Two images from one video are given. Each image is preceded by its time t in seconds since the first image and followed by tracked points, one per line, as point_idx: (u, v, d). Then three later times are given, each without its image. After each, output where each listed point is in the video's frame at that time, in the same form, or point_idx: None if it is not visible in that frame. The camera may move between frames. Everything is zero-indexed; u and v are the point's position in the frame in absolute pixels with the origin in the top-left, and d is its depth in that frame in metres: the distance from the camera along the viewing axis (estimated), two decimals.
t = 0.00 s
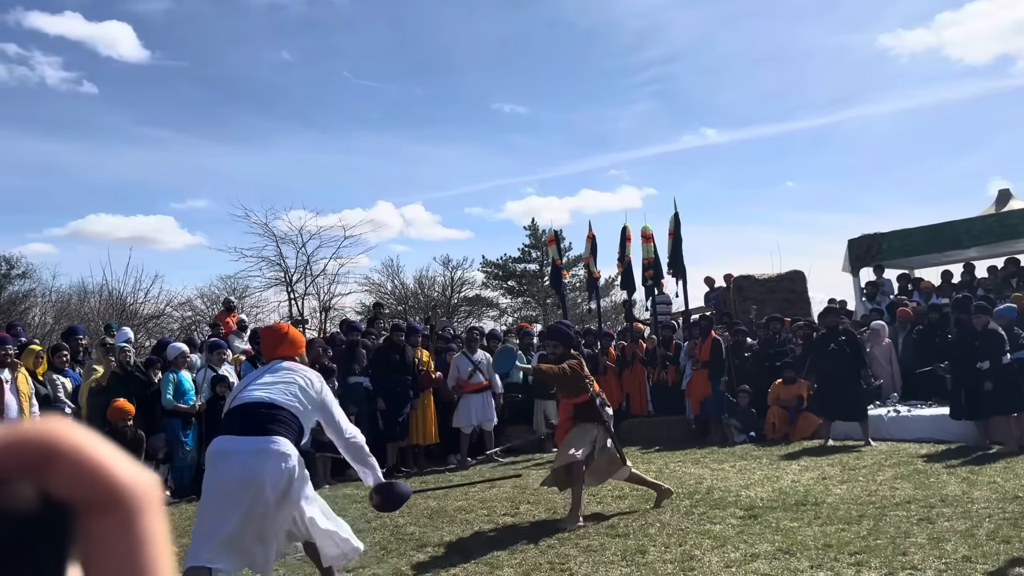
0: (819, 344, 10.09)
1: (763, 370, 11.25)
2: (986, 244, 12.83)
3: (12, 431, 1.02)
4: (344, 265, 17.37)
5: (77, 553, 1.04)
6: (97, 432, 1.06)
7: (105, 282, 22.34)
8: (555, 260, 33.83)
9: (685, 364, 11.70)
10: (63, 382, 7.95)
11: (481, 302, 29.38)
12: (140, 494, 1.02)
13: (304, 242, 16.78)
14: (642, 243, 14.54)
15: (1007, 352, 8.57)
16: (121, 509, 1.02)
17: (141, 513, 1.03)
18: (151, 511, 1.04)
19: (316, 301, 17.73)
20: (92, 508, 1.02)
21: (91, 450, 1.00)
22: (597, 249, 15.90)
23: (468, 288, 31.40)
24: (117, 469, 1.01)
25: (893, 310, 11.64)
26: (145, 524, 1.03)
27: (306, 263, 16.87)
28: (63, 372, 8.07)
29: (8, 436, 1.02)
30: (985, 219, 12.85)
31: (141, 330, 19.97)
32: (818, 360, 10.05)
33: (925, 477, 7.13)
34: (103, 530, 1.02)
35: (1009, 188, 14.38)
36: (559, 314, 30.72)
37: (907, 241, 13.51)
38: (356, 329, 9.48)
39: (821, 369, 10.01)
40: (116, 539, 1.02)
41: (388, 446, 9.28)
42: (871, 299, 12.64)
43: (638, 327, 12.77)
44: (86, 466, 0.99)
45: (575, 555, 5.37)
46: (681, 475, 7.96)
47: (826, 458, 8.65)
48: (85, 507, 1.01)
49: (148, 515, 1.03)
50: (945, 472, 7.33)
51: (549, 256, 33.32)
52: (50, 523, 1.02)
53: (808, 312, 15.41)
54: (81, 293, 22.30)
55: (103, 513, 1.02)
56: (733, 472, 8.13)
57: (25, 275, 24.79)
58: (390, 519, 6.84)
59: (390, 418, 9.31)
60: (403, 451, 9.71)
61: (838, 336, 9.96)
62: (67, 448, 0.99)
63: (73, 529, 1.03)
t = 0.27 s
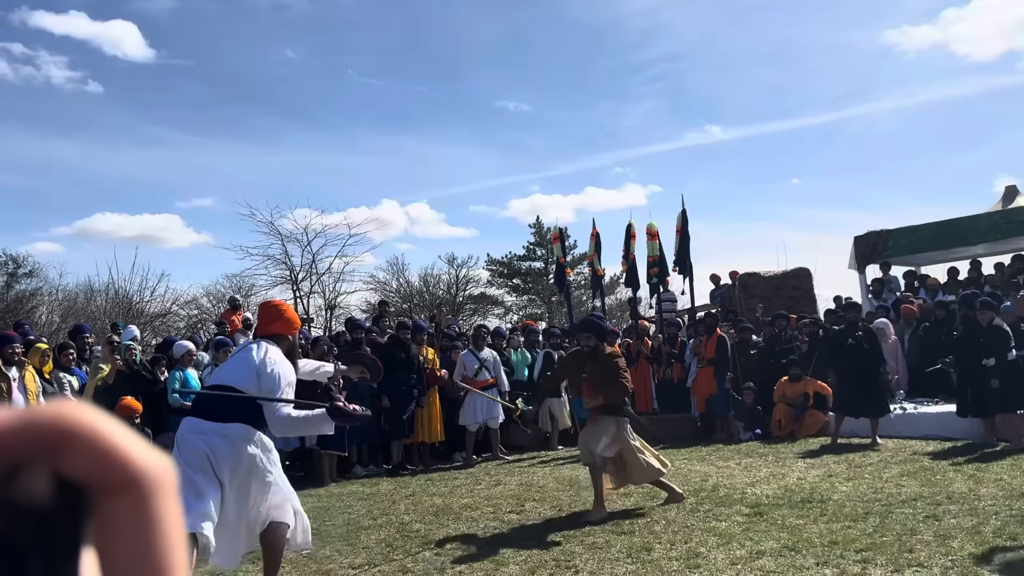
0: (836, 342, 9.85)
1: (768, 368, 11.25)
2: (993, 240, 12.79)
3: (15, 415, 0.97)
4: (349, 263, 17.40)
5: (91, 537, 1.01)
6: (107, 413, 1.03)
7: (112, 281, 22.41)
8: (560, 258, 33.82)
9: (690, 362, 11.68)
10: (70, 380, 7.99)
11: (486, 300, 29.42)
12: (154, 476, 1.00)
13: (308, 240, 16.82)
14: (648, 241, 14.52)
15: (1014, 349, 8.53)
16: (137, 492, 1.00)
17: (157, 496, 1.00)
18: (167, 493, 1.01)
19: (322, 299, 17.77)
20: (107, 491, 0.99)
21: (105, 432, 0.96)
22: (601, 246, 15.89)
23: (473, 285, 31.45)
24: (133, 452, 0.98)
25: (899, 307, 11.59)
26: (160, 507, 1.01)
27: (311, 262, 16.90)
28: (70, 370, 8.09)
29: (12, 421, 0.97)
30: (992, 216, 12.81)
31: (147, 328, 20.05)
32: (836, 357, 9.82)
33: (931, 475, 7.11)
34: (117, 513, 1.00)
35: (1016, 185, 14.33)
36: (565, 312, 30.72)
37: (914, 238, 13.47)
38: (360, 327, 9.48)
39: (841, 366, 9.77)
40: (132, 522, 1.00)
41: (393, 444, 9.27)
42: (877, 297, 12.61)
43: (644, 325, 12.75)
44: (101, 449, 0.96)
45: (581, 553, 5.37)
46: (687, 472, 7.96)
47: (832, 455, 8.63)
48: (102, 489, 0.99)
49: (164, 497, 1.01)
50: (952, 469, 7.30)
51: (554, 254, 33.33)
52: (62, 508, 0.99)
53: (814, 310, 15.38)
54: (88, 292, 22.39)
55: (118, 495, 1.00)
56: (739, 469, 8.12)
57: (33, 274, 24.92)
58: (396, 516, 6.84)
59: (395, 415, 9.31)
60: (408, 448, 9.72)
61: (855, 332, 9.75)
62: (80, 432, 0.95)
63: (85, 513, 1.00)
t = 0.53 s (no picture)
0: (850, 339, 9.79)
1: (775, 367, 11.22)
2: (1000, 237, 12.75)
3: (35, 425, 0.99)
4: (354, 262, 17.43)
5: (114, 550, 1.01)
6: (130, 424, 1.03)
7: (117, 280, 22.49)
8: (564, 256, 33.81)
9: (695, 360, 11.66)
10: (76, 379, 8.01)
11: (491, 299, 29.41)
12: (174, 490, 1.00)
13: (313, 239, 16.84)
14: (653, 239, 14.50)
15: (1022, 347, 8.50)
16: (158, 504, 1.00)
17: (178, 510, 1.00)
18: (186, 507, 1.01)
19: (326, 298, 17.80)
20: (126, 504, 0.99)
21: (122, 443, 0.96)
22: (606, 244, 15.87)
23: (478, 284, 31.45)
24: (151, 463, 0.98)
25: (904, 304, 11.53)
26: (181, 521, 1.00)
27: (316, 260, 16.92)
28: (76, 369, 8.11)
29: (33, 430, 0.98)
30: (998, 213, 12.77)
31: (152, 327, 20.10)
32: (851, 355, 9.76)
33: (938, 473, 7.09)
34: (138, 525, 1.00)
35: (1022, 182, 14.28)
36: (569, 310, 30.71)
37: (919, 235, 13.43)
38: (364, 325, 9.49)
39: (856, 363, 9.70)
40: (150, 535, 1.00)
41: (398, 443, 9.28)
42: (882, 295, 12.59)
43: (648, 323, 12.74)
44: (119, 461, 0.96)
45: (587, 551, 5.37)
46: (692, 470, 7.95)
47: (838, 454, 8.61)
48: (122, 501, 0.99)
49: (184, 512, 1.01)
50: (958, 467, 7.28)
51: (559, 252, 33.30)
52: (82, 517, 1.00)
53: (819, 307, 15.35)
54: (93, 291, 22.46)
55: (140, 508, 1.00)
56: (745, 467, 8.11)
57: (39, 273, 24.99)
58: (401, 515, 6.84)
59: (400, 415, 9.30)
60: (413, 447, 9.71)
61: (869, 329, 9.73)
62: (98, 444, 0.95)
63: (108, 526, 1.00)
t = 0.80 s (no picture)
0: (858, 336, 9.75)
1: (779, 365, 11.24)
2: (1005, 234, 12.70)
3: (68, 422, 1.07)
4: (358, 261, 17.44)
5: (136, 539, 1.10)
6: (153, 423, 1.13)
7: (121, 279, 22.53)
8: (568, 255, 33.76)
9: (699, 358, 11.64)
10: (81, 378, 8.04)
11: (495, 297, 29.37)
12: (198, 482, 1.10)
13: (317, 238, 16.86)
14: (656, 237, 14.49)
15: None
16: (182, 496, 1.10)
17: (200, 501, 1.11)
18: (209, 499, 1.12)
19: (330, 297, 17.82)
20: (152, 497, 1.09)
21: (148, 443, 1.06)
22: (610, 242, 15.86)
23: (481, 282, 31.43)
24: (176, 459, 1.08)
25: (908, 302, 11.49)
26: (204, 511, 1.11)
27: (320, 259, 16.94)
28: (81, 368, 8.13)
29: (66, 426, 1.06)
30: (1003, 210, 12.73)
31: (157, 326, 20.12)
32: (859, 354, 9.73)
33: (943, 470, 7.07)
34: (163, 516, 1.10)
35: None
36: (573, 308, 30.68)
37: (924, 233, 13.39)
38: (367, 324, 9.50)
39: (861, 360, 9.70)
40: (175, 526, 1.10)
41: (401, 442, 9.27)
42: (887, 292, 12.56)
43: (652, 321, 12.73)
44: (147, 457, 1.06)
45: (592, 549, 5.37)
46: (697, 469, 7.93)
47: (843, 451, 8.59)
48: (150, 494, 1.08)
49: (206, 503, 1.11)
50: (964, 465, 7.26)
51: (562, 250, 33.24)
52: (111, 511, 1.07)
53: (823, 305, 15.32)
54: (98, 290, 22.52)
55: (165, 500, 1.10)
56: (749, 465, 8.09)
57: (43, 272, 25.03)
58: (406, 513, 6.84)
59: (404, 414, 9.30)
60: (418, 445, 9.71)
61: (878, 327, 9.69)
62: (128, 442, 1.05)
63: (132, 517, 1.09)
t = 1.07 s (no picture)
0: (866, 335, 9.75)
1: (782, 363, 11.25)
2: (1008, 232, 12.68)
3: (64, 406, 1.11)
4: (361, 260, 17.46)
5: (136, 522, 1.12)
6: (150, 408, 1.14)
7: (125, 278, 22.59)
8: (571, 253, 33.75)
9: (703, 356, 11.63)
10: (86, 378, 8.05)
11: (497, 296, 29.38)
12: (192, 465, 1.10)
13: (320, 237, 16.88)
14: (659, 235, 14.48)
15: None
16: (178, 480, 1.10)
17: (196, 484, 1.11)
18: (204, 481, 1.12)
19: (334, 296, 17.84)
20: (146, 479, 1.10)
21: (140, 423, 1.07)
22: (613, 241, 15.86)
23: (484, 281, 31.44)
24: (169, 440, 1.08)
25: (911, 300, 11.46)
26: (199, 494, 1.11)
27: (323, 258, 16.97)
28: (85, 367, 8.15)
29: (61, 411, 1.10)
30: (1006, 207, 12.71)
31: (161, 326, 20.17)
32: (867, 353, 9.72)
33: (947, 468, 7.06)
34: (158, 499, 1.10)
35: None
36: (577, 307, 30.68)
37: (928, 230, 13.37)
38: (370, 323, 9.50)
39: (867, 359, 9.70)
40: (171, 507, 1.10)
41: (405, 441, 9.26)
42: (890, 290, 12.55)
43: (656, 319, 12.72)
44: (139, 438, 1.07)
45: (595, 547, 5.37)
46: (701, 467, 7.93)
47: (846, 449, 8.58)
48: (144, 476, 1.09)
49: (201, 485, 1.11)
50: (967, 463, 7.25)
51: (565, 249, 33.24)
52: (106, 494, 1.10)
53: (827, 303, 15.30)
54: (102, 290, 22.57)
55: (161, 483, 1.10)
56: (753, 463, 8.09)
57: (47, 272, 25.02)
58: (409, 512, 6.85)
59: (407, 413, 9.29)
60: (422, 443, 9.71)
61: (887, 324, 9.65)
62: (120, 423, 1.06)
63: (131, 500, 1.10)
